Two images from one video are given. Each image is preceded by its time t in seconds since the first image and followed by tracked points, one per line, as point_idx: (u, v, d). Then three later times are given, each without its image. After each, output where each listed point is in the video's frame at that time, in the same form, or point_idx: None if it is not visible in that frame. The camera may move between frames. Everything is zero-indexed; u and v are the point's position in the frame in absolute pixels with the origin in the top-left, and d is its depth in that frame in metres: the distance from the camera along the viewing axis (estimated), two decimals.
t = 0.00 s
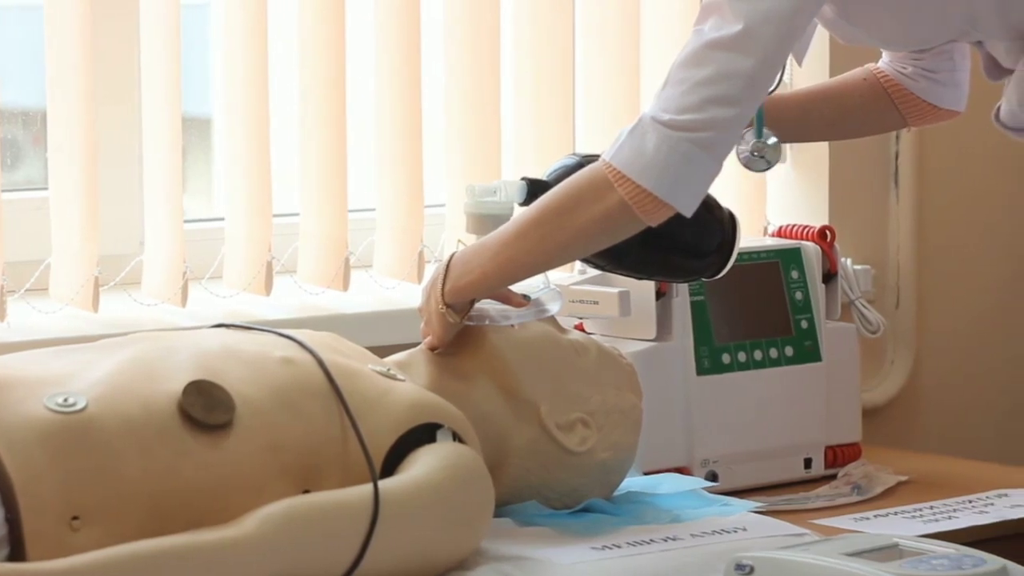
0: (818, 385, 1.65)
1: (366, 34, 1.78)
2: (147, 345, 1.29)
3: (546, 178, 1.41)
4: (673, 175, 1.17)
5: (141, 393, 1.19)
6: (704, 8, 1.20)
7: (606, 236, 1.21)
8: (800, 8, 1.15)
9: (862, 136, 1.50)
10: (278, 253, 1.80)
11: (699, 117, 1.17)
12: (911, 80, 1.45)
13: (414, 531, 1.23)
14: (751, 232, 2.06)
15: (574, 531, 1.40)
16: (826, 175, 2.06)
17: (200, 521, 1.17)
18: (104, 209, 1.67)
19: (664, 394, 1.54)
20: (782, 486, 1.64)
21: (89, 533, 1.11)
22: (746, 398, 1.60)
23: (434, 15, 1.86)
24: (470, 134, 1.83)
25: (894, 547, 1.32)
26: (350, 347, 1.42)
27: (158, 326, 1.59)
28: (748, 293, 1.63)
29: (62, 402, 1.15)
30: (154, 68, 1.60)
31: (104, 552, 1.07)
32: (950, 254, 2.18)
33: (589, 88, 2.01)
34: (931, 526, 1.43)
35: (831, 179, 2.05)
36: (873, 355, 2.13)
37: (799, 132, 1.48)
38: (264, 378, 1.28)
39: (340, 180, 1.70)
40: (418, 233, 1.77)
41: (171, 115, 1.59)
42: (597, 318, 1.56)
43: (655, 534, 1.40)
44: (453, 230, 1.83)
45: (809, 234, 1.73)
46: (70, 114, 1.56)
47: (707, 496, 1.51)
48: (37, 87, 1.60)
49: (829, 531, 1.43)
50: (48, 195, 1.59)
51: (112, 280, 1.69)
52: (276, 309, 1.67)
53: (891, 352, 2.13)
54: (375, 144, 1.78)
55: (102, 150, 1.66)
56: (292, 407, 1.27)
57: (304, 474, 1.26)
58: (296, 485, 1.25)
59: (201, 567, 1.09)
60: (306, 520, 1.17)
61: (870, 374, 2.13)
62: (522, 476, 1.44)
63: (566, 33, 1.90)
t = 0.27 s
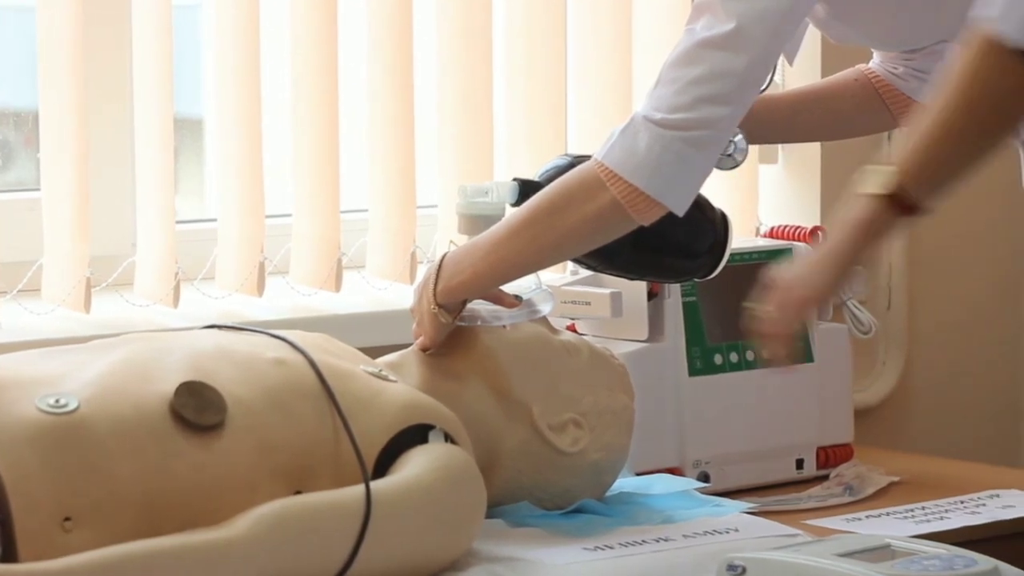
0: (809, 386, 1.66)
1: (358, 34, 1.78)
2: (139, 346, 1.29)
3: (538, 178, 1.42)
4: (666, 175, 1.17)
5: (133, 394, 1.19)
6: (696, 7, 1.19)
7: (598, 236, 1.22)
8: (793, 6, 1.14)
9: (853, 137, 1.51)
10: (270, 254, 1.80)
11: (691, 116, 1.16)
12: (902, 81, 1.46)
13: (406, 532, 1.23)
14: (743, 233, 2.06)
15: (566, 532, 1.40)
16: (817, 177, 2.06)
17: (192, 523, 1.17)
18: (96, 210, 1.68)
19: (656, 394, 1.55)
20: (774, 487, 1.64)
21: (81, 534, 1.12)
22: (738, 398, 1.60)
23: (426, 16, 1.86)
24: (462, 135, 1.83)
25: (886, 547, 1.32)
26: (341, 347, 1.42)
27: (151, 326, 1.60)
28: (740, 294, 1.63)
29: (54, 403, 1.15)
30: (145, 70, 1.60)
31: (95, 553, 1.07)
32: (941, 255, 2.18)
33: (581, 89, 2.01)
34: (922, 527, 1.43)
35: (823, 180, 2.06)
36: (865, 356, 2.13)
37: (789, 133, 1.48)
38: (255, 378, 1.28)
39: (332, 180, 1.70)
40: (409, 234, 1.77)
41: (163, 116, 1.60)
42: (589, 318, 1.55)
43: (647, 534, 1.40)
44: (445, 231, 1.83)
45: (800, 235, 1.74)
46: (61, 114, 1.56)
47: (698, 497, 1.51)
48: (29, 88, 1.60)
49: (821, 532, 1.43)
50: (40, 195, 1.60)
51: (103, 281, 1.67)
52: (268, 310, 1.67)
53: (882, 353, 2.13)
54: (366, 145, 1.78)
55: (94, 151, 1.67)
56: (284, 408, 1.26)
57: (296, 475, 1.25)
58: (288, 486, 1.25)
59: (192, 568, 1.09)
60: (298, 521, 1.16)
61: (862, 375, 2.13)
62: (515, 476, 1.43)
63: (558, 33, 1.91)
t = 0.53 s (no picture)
0: (805, 386, 1.66)
1: (354, 34, 1.78)
2: (134, 346, 1.29)
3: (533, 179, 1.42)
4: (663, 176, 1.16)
5: (129, 395, 1.19)
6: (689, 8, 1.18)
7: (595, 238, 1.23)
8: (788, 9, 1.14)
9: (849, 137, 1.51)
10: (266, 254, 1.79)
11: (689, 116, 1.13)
12: (896, 83, 1.45)
13: (401, 533, 1.23)
14: (739, 233, 2.06)
15: (562, 532, 1.40)
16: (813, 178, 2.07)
17: (188, 524, 1.17)
18: (92, 210, 1.68)
19: (651, 395, 1.55)
20: (770, 488, 1.64)
21: (75, 535, 1.11)
22: (733, 399, 1.60)
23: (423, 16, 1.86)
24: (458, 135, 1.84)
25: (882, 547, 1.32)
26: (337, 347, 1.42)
27: (146, 327, 1.60)
28: (736, 294, 1.64)
29: (49, 404, 1.15)
30: (141, 71, 1.61)
31: (91, 553, 1.06)
32: (938, 256, 2.18)
33: (578, 89, 2.01)
34: (918, 527, 1.43)
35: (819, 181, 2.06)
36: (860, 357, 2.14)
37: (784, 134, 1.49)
38: (251, 379, 1.28)
39: (328, 180, 1.71)
40: (405, 235, 1.77)
41: (159, 117, 1.60)
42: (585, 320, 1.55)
43: (642, 535, 1.40)
44: (442, 231, 1.83)
45: (796, 236, 1.74)
46: (57, 113, 1.56)
47: (693, 497, 1.51)
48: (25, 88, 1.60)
49: (816, 532, 1.43)
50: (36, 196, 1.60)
51: (99, 281, 1.69)
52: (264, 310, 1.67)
53: (878, 354, 2.13)
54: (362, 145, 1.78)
55: (90, 151, 1.67)
56: (280, 408, 1.26)
57: (292, 476, 1.25)
58: (284, 486, 1.25)
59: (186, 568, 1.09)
60: (294, 522, 1.16)
61: (858, 376, 2.14)
62: (510, 477, 1.43)
63: (554, 33, 1.91)
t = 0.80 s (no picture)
0: (799, 387, 1.66)
1: (349, 35, 1.78)
2: (129, 347, 1.29)
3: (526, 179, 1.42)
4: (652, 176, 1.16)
5: (123, 396, 1.19)
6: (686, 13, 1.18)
7: (590, 238, 1.21)
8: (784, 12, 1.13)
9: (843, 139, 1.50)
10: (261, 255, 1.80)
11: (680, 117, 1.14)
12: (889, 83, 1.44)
13: (395, 534, 1.23)
14: (733, 233, 2.06)
15: (556, 533, 1.40)
16: (807, 179, 2.07)
17: (182, 526, 1.17)
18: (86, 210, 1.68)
19: (646, 396, 1.55)
20: (764, 488, 1.64)
21: (71, 537, 1.11)
22: (728, 400, 1.60)
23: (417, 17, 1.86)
24: (453, 136, 1.84)
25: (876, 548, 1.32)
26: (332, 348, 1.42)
27: (141, 328, 1.60)
28: (730, 295, 1.64)
29: (44, 404, 1.15)
30: (136, 72, 1.61)
31: (85, 555, 1.07)
32: (933, 257, 2.18)
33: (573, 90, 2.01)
34: (913, 528, 1.43)
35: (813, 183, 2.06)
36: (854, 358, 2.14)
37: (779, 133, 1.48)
38: (245, 379, 1.28)
39: (322, 181, 1.71)
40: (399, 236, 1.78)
41: (154, 118, 1.60)
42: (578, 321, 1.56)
43: (637, 536, 1.40)
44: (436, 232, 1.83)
45: (791, 236, 1.74)
46: (51, 114, 1.56)
47: (688, 498, 1.51)
48: (19, 89, 1.60)
49: (811, 533, 1.43)
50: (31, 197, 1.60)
51: (94, 283, 1.69)
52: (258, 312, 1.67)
53: (872, 355, 2.13)
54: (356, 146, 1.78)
55: (85, 152, 1.67)
56: (275, 410, 1.26)
57: (286, 477, 1.25)
58: (279, 487, 1.25)
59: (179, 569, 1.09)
60: (287, 523, 1.16)
61: (852, 377, 2.14)
62: (505, 478, 1.43)
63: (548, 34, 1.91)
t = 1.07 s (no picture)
0: (794, 388, 1.66)
1: (343, 36, 1.78)
2: (123, 349, 1.29)
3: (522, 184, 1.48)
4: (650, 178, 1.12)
5: (118, 397, 1.19)
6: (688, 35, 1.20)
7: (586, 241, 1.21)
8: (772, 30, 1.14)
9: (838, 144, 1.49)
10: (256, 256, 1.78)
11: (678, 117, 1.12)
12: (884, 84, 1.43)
13: (391, 535, 1.23)
14: (728, 234, 2.06)
15: (551, 534, 1.40)
16: (801, 180, 2.07)
17: (178, 526, 1.17)
18: (80, 211, 1.68)
19: (641, 397, 1.55)
20: (759, 489, 1.64)
21: (66, 537, 1.11)
22: (723, 400, 1.61)
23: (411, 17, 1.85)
24: (446, 136, 1.84)
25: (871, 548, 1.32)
26: (326, 350, 1.42)
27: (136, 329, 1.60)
28: (724, 295, 1.64)
29: (38, 406, 1.15)
30: (130, 73, 1.61)
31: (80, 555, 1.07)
32: (928, 258, 2.18)
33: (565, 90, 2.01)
34: (908, 529, 1.43)
35: (807, 183, 2.06)
36: (849, 358, 2.14)
37: (773, 138, 1.47)
38: (239, 379, 1.28)
39: (316, 181, 1.71)
40: (393, 237, 1.78)
41: (148, 120, 1.61)
42: (573, 322, 1.56)
43: (632, 537, 1.40)
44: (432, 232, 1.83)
45: (785, 237, 1.75)
46: (45, 115, 1.56)
47: (683, 499, 1.51)
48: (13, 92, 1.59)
49: (806, 534, 1.43)
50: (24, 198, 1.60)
51: (88, 283, 1.69)
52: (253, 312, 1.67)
53: (866, 355, 2.13)
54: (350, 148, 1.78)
55: (79, 153, 1.67)
56: (270, 411, 1.26)
57: (282, 478, 1.25)
58: (274, 488, 1.24)
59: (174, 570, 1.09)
60: (283, 524, 1.16)
61: (847, 377, 2.14)
62: (500, 480, 1.43)
63: (541, 34, 1.91)
